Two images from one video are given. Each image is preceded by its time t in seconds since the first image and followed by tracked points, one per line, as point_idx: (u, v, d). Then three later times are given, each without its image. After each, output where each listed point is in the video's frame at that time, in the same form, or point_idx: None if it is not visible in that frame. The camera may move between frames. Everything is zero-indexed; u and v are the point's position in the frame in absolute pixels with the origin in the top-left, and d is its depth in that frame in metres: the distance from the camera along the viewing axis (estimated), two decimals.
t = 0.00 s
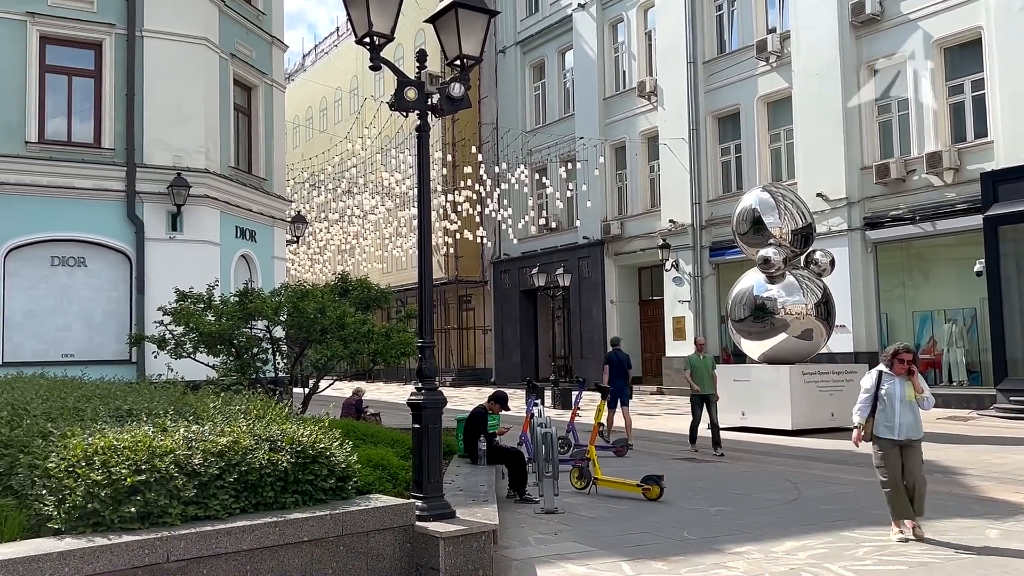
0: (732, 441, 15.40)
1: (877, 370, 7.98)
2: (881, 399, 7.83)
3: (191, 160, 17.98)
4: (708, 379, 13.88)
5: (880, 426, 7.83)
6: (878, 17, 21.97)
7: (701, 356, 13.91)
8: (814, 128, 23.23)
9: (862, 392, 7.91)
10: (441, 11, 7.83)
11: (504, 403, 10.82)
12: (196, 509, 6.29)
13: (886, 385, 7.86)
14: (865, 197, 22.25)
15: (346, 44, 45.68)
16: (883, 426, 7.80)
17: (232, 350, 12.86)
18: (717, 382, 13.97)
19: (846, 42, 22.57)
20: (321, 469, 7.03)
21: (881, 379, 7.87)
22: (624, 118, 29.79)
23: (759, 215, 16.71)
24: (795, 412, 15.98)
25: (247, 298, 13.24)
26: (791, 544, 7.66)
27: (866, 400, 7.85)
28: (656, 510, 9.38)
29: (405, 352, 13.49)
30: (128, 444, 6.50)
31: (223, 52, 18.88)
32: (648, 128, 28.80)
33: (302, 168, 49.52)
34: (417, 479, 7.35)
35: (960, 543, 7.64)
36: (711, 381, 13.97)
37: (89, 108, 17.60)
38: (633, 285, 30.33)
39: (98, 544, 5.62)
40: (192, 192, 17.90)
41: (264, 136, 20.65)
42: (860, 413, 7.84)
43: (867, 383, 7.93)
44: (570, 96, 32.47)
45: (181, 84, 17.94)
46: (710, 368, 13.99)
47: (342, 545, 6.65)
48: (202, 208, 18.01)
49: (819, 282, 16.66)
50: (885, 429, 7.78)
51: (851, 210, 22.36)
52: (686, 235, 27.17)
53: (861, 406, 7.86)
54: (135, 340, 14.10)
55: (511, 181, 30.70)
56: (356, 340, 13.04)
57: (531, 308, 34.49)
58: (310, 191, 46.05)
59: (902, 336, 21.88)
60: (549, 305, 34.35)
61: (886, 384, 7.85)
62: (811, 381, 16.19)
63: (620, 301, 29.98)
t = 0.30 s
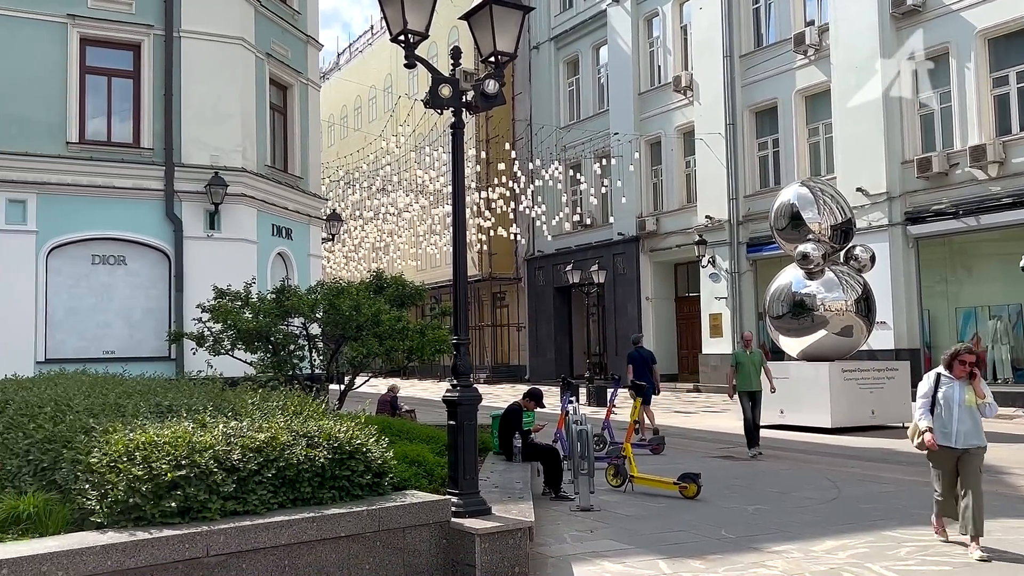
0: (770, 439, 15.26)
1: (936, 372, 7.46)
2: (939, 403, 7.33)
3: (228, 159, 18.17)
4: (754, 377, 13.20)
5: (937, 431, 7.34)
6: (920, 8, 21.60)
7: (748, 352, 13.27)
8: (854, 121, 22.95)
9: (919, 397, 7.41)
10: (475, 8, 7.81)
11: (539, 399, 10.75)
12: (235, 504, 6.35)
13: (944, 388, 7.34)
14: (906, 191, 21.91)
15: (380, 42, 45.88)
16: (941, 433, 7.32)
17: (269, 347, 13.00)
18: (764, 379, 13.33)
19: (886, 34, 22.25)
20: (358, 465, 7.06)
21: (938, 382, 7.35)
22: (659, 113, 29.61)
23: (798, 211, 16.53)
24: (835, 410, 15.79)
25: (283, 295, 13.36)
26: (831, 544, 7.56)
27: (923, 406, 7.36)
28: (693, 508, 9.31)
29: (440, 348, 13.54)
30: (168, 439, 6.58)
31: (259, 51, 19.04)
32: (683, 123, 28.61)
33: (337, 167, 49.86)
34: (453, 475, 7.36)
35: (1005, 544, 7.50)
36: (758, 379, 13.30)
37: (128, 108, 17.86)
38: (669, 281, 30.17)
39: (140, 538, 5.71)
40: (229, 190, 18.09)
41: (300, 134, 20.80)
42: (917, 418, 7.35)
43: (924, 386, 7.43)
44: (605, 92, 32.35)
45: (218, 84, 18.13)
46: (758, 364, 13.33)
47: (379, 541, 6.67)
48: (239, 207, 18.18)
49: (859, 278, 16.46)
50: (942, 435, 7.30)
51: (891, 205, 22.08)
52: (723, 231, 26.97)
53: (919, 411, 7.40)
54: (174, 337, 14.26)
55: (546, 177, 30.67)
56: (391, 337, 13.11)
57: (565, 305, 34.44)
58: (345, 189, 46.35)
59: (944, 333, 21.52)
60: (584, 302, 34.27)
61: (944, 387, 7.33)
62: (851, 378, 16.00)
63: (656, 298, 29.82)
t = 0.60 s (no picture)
0: (820, 437, 15.04)
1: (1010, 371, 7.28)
2: (1013, 401, 7.12)
3: (275, 159, 18.36)
4: (811, 377, 12.81)
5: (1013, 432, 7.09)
6: None
7: (802, 353, 12.93)
8: (906, 113, 22.52)
9: (991, 393, 7.21)
10: (519, 4, 7.78)
11: (584, 397, 10.68)
12: (284, 499, 6.42)
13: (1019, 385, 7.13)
14: (961, 184, 21.45)
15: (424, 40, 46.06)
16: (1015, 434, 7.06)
17: (315, 344, 13.15)
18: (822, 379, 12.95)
19: (940, 23, 21.80)
20: (404, 462, 7.09)
21: (1013, 379, 7.16)
22: (706, 107, 29.33)
23: (849, 205, 16.25)
24: (888, 408, 15.51)
25: (329, 292, 13.47)
26: (884, 544, 7.42)
27: (995, 402, 7.15)
28: (742, 507, 9.20)
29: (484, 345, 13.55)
30: (218, 435, 6.66)
31: (304, 51, 19.21)
32: (731, 117, 28.28)
33: (381, 165, 50.17)
34: (498, 472, 7.36)
35: None
36: (815, 379, 12.93)
37: (177, 109, 18.11)
38: (716, 276, 29.89)
39: (191, 532, 5.79)
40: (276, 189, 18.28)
41: (346, 133, 20.94)
42: (985, 417, 7.16)
43: (997, 384, 7.23)
44: (650, 87, 32.13)
45: (265, 83, 18.34)
46: (814, 364, 12.97)
47: (426, 537, 6.69)
48: (286, 206, 18.38)
49: (912, 273, 16.16)
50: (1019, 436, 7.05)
51: (945, 198, 21.64)
52: (771, 226, 26.63)
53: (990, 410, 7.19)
54: (223, 334, 14.43)
55: (590, 173, 30.56)
56: (435, 333, 13.15)
57: (610, 302, 34.27)
58: (389, 187, 46.63)
59: (1001, 329, 21.01)
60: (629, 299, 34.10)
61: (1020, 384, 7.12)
62: (904, 376, 15.71)
63: (703, 295, 29.56)
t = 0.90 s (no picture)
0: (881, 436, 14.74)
1: None
2: None
3: (329, 158, 18.55)
4: (878, 376, 12.40)
5: None
6: None
7: (870, 351, 12.48)
8: (971, 103, 21.96)
9: None
10: None
11: (640, 395, 10.65)
12: (343, 495, 6.48)
13: None
14: None
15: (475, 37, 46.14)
16: None
17: (370, 341, 13.28)
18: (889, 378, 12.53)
19: (1008, 10, 21.24)
20: (460, 458, 7.10)
21: None
22: (762, 99, 28.95)
23: (912, 198, 15.89)
24: (954, 407, 15.15)
25: (384, 290, 13.58)
26: (953, 546, 7.23)
27: None
28: (803, 506, 9.06)
29: (537, 342, 13.53)
30: (279, 430, 6.75)
31: (358, 51, 19.37)
32: (788, 109, 27.86)
33: (433, 163, 50.44)
34: (554, 470, 7.33)
35: None
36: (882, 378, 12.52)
37: (234, 110, 18.39)
38: (774, 272, 29.54)
39: (253, 527, 5.90)
40: (331, 188, 18.47)
41: (399, 132, 21.06)
42: None
43: None
44: (705, 80, 31.81)
45: (319, 83, 18.54)
46: (882, 362, 12.51)
47: (483, 534, 6.71)
48: (340, 204, 18.54)
49: (979, 267, 15.76)
50: None
51: (1013, 191, 21.06)
52: (831, 221, 26.19)
53: None
54: (280, 331, 14.61)
55: (644, 168, 30.39)
56: (489, 331, 13.17)
57: (664, 298, 34.07)
58: (441, 185, 46.85)
59: None
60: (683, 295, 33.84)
61: None
62: (970, 373, 15.33)
63: (760, 291, 29.24)
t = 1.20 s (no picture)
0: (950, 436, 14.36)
1: None
2: None
3: (386, 157, 18.69)
4: (960, 376, 12.02)
5: None
6: None
7: (951, 349, 12.08)
8: None
9: None
10: None
11: (701, 393, 10.65)
12: (404, 491, 6.55)
13: None
14: None
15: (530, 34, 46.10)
16: None
17: (428, 339, 13.36)
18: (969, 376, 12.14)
19: None
20: (520, 456, 7.09)
21: None
22: (825, 91, 28.44)
23: (984, 190, 15.43)
24: None
25: (441, 287, 13.65)
26: None
27: None
28: (870, 507, 8.86)
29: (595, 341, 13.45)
30: (340, 427, 6.82)
31: (414, 50, 19.47)
32: (852, 101, 27.34)
33: (488, 160, 50.55)
34: (615, 469, 7.28)
35: None
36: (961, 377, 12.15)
37: (293, 111, 18.61)
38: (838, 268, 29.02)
39: (316, 522, 6.02)
40: (388, 187, 18.60)
41: (456, 131, 21.12)
42: None
43: None
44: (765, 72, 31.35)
45: (376, 83, 18.68)
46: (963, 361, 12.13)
47: (543, 532, 6.72)
48: (397, 203, 18.67)
49: None
50: None
51: None
52: (899, 215, 25.59)
53: None
54: (339, 329, 14.73)
55: (703, 163, 30.09)
56: (546, 328, 13.13)
57: (725, 295, 33.72)
58: (497, 182, 46.94)
59: None
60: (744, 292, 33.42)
61: None
62: None
63: (824, 287, 28.77)
